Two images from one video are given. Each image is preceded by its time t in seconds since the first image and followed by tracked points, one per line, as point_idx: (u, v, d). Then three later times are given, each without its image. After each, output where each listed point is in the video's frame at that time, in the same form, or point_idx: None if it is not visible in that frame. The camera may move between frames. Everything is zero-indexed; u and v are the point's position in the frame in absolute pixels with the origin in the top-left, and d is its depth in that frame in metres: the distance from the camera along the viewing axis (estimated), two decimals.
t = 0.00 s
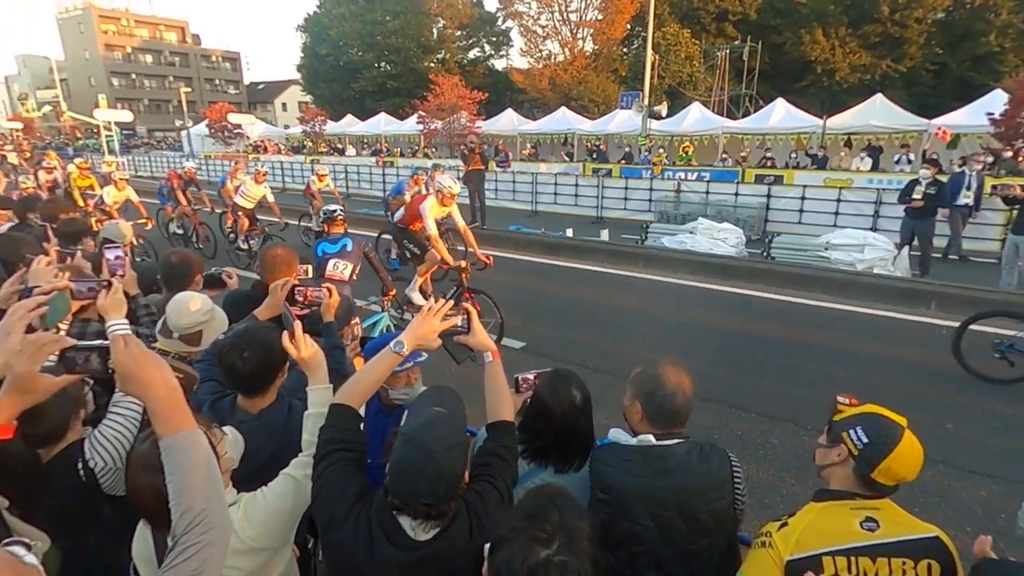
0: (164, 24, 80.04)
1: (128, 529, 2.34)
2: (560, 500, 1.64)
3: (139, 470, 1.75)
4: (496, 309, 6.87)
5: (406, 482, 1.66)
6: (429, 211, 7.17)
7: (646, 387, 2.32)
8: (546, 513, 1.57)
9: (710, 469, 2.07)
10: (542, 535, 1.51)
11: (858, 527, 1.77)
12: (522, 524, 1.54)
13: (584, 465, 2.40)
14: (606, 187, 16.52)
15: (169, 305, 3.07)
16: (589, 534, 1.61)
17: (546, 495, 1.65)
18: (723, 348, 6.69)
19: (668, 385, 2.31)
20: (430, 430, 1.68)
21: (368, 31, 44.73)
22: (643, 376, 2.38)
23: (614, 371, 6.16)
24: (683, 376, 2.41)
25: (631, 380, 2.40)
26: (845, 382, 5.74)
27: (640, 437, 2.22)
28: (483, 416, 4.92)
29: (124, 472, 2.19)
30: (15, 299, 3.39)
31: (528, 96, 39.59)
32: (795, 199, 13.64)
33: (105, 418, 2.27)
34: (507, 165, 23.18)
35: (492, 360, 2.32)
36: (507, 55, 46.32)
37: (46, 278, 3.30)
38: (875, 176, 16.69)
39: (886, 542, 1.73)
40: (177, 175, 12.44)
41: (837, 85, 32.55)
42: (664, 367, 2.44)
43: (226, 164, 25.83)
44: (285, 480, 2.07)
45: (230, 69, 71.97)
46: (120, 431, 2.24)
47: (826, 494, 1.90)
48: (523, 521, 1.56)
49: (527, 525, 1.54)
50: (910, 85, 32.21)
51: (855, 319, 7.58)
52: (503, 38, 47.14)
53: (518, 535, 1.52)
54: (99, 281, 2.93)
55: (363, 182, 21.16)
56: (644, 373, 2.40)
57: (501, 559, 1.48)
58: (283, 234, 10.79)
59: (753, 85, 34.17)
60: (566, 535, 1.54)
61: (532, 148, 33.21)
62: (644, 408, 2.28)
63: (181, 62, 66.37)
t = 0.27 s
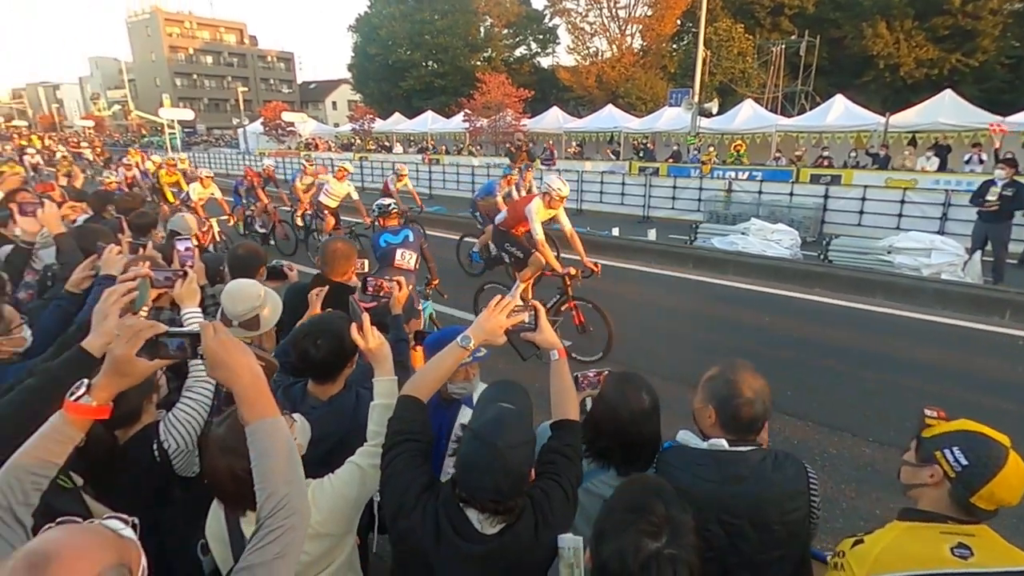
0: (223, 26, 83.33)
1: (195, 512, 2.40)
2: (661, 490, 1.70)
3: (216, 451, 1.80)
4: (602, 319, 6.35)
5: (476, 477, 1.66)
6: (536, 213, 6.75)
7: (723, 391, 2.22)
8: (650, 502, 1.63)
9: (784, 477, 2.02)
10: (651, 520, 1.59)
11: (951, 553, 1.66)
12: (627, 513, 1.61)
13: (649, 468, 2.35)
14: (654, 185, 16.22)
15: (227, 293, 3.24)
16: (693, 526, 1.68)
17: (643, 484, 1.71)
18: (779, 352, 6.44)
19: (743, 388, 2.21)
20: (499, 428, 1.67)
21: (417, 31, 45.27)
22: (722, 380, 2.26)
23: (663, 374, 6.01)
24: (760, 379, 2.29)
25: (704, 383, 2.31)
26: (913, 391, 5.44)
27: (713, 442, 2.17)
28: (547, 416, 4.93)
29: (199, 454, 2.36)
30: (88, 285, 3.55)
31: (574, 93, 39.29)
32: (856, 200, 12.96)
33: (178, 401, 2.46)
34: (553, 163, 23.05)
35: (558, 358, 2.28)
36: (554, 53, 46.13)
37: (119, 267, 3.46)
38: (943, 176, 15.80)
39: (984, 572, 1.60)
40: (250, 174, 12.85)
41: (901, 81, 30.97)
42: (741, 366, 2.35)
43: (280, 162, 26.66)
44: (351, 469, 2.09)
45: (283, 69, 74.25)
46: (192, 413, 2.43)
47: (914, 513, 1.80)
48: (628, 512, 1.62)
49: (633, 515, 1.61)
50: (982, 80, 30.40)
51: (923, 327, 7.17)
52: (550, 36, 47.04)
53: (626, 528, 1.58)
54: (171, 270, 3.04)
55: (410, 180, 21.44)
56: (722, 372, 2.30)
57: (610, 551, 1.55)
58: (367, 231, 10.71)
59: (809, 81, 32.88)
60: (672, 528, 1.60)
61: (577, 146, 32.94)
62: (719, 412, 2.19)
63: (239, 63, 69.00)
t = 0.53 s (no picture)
0: (261, 29, 85.42)
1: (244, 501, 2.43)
2: (733, 495, 1.67)
3: (271, 440, 1.80)
4: (710, 340, 5.62)
5: (536, 480, 1.65)
6: (636, 221, 6.23)
7: (785, 397, 2.21)
8: (724, 510, 1.60)
9: (851, 488, 1.97)
10: (728, 526, 1.56)
11: None
12: (699, 522, 1.58)
13: (694, 472, 2.30)
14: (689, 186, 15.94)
15: (264, 286, 3.28)
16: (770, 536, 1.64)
17: (712, 487, 1.68)
18: (823, 359, 6.24)
19: (807, 395, 2.19)
20: (555, 428, 1.65)
21: (450, 32, 45.55)
22: (785, 387, 2.25)
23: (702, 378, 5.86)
24: (827, 385, 2.26)
25: (765, 388, 2.32)
26: (967, 401, 5.20)
27: (774, 448, 2.15)
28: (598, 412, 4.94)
29: (246, 446, 2.42)
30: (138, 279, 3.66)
31: (606, 94, 38.99)
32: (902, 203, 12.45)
33: (226, 393, 2.52)
34: (584, 164, 22.89)
35: (608, 358, 2.22)
36: (586, 54, 45.93)
37: (169, 262, 3.55)
38: (994, 178, 15.13)
39: None
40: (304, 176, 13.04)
41: (949, 80, 29.80)
42: (806, 371, 2.33)
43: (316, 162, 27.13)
44: (398, 462, 2.04)
45: (319, 71, 75.63)
46: (239, 405, 2.49)
47: (1010, 531, 1.69)
48: (702, 520, 1.58)
49: (708, 523, 1.57)
50: None
51: (978, 335, 6.84)
52: (583, 36, 46.90)
53: (700, 538, 1.54)
54: (221, 265, 3.06)
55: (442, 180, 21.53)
56: (786, 377, 2.30)
57: (686, 558, 1.52)
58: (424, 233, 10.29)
59: (851, 80, 31.89)
60: (749, 535, 1.58)
61: (609, 147, 32.65)
62: (780, 419, 2.19)
63: (277, 66, 70.65)
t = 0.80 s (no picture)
0: (282, 35, 86.70)
1: (272, 498, 2.47)
2: (754, 509, 1.62)
3: (309, 438, 1.82)
4: (828, 371, 4.88)
5: (572, 483, 1.65)
6: (745, 233, 5.44)
7: (821, 405, 2.19)
8: (744, 527, 1.55)
9: (890, 501, 1.97)
10: (747, 543, 1.51)
11: None
12: (714, 537, 1.55)
13: (721, 480, 2.31)
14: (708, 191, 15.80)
15: (289, 288, 3.32)
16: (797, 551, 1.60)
17: (736, 498, 1.66)
18: (847, 366, 6.14)
19: (844, 403, 2.16)
20: (593, 431, 1.66)
21: (468, 37, 45.70)
22: (821, 395, 2.22)
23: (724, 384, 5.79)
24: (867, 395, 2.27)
25: (800, 396, 2.30)
26: (999, 410, 5.06)
27: (810, 459, 2.15)
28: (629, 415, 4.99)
29: (274, 446, 2.46)
30: (172, 280, 3.74)
31: (623, 98, 38.87)
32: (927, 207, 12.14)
33: (254, 394, 2.54)
34: (601, 168, 22.81)
35: (639, 363, 2.19)
36: (603, 58, 45.87)
37: (202, 264, 3.61)
38: (1023, 182, 14.78)
39: None
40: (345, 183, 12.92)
41: (975, 83, 29.21)
42: (842, 378, 2.31)
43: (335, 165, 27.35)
44: (431, 463, 2.04)
45: (338, 76, 76.40)
46: (266, 406, 2.50)
47: None
48: (716, 535, 1.55)
49: (724, 537, 1.54)
50: None
51: (1009, 343, 6.66)
52: (600, 40, 46.88)
53: (714, 553, 1.52)
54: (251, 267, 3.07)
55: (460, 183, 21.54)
56: (819, 386, 2.27)
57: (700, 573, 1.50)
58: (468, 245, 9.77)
59: (874, 83, 31.40)
60: (769, 553, 1.52)
61: (626, 151, 32.53)
62: (815, 427, 2.17)
63: (296, 70, 71.56)
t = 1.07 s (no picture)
0: (294, 39, 87.41)
1: (288, 501, 2.50)
2: (746, 531, 1.56)
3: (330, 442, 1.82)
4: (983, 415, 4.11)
5: (603, 481, 1.66)
6: (878, 247, 4.47)
7: (850, 415, 2.19)
8: (735, 549, 1.50)
9: (919, 511, 1.96)
10: (735, 564, 1.48)
11: None
12: (705, 559, 1.50)
13: (734, 488, 2.31)
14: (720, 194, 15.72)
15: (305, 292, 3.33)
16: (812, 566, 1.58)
17: (738, 518, 1.62)
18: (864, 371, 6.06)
19: (874, 413, 2.18)
20: (624, 431, 1.68)
21: (478, 40, 45.78)
22: (848, 404, 2.24)
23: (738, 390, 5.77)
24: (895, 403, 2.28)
25: (825, 406, 2.31)
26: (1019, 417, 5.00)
27: (836, 468, 2.14)
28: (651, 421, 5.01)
29: (293, 448, 2.47)
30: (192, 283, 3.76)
31: (634, 101, 38.79)
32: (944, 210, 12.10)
33: (275, 398, 2.54)
34: (612, 171, 22.77)
35: (663, 370, 2.17)
36: (614, 60, 45.83)
37: (226, 268, 3.67)
38: None
39: None
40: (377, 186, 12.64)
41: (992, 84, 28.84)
42: (872, 388, 2.32)
43: (347, 168, 27.47)
44: (454, 468, 2.02)
45: (349, 79, 76.83)
46: (287, 409, 2.51)
47: None
48: (704, 553, 1.52)
49: (713, 563, 1.49)
50: None
51: None
52: (610, 43, 46.87)
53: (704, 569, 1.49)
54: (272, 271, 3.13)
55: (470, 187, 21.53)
56: (847, 396, 2.28)
57: None
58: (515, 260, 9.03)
59: (888, 85, 31.10)
60: None
61: (636, 153, 32.44)
62: (843, 437, 2.18)
63: (308, 74, 72.08)
